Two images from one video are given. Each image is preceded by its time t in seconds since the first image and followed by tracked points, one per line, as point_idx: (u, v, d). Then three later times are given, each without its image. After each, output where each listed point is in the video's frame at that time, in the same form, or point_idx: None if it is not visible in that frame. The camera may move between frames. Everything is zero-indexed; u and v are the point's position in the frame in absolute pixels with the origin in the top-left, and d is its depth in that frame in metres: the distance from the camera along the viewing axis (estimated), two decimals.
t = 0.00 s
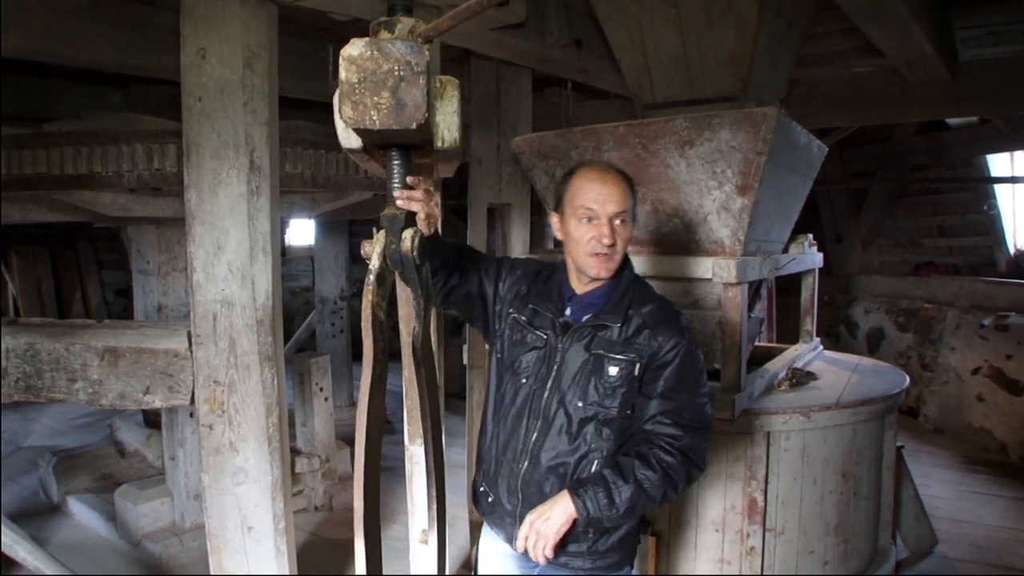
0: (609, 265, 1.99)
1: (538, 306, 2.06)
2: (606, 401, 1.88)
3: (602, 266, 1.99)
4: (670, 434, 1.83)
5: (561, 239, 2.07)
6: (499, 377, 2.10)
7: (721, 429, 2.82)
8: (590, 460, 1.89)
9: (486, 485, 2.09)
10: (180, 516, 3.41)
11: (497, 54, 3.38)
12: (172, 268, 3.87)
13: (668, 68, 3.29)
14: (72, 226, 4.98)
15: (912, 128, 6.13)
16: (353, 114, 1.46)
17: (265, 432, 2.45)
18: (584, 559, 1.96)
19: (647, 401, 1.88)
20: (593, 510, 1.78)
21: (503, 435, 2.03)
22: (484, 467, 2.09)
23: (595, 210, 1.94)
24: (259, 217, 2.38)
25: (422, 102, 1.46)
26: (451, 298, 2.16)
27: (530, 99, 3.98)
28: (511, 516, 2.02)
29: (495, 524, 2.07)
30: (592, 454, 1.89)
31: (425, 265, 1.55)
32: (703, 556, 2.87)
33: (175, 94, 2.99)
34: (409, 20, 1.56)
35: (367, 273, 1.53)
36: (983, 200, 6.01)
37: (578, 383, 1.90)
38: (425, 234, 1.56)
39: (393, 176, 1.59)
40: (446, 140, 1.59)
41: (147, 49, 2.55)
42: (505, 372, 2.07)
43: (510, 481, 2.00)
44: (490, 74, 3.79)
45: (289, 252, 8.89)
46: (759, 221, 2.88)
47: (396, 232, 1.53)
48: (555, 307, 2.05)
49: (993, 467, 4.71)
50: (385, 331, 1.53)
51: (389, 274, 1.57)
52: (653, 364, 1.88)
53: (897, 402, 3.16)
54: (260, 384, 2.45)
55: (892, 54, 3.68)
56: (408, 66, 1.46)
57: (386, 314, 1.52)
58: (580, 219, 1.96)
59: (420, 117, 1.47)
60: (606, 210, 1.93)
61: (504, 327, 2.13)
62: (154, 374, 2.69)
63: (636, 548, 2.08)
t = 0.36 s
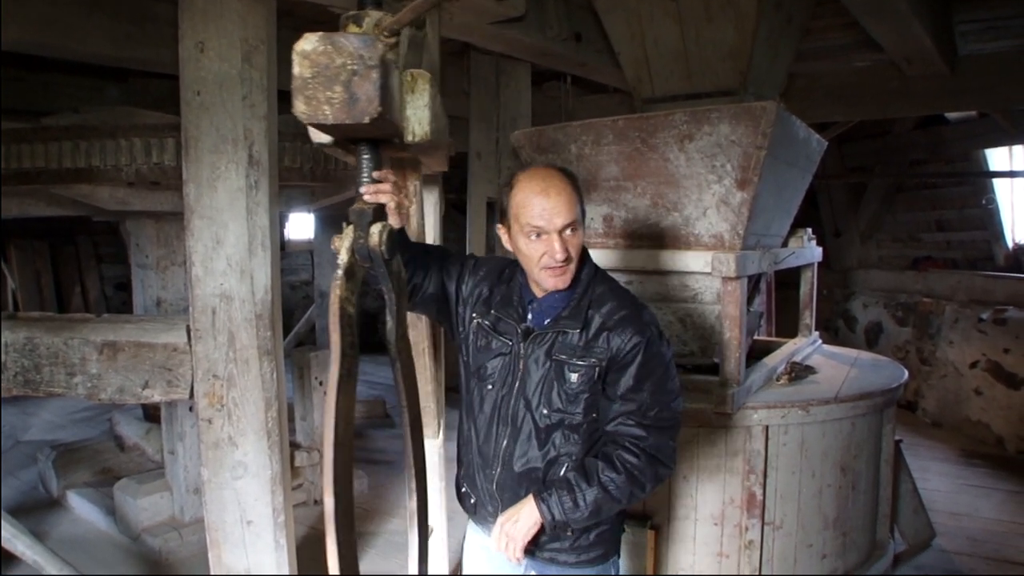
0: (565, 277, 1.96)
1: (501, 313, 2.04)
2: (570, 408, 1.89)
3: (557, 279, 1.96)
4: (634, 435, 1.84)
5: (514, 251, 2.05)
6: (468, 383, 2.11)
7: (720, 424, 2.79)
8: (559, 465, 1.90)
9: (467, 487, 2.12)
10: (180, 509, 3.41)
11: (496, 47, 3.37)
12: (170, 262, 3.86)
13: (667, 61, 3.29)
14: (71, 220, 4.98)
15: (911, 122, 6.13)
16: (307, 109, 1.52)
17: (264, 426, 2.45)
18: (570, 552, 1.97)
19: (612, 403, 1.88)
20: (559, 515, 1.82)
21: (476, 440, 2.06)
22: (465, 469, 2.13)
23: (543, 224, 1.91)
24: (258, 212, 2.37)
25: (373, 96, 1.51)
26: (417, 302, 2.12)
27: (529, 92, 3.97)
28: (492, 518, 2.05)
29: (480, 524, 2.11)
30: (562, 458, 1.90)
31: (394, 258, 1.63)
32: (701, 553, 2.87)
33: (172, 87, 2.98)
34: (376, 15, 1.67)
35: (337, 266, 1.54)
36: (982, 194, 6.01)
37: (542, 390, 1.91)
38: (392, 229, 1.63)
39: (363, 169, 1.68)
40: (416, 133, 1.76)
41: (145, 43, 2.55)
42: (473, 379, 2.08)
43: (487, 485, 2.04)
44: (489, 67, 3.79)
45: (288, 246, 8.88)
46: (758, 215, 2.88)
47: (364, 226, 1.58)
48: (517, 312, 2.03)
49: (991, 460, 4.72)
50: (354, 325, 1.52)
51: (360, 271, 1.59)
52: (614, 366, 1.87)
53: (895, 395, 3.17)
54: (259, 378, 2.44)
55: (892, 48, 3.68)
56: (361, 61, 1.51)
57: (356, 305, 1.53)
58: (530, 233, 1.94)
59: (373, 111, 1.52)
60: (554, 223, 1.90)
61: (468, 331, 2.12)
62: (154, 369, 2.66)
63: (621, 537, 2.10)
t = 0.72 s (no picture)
0: (518, 270, 1.95)
1: (480, 305, 2.03)
2: (559, 395, 1.91)
3: (510, 270, 1.96)
4: (624, 417, 1.89)
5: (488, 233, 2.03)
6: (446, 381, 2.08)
7: (721, 418, 2.79)
8: (551, 453, 1.92)
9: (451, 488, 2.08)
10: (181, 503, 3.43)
11: (500, 42, 3.35)
12: (172, 256, 3.89)
13: (671, 57, 3.27)
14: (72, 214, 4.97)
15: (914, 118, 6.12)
16: (214, 108, 1.24)
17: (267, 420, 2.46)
18: (561, 542, 2.00)
19: (599, 386, 1.92)
20: (559, 502, 1.82)
21: (460, 437, 2.04)
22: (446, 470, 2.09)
23: (495, 219, 1.87)
24: (261, 205, 2.41)
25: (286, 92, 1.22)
26: (393, 302, 2.00)
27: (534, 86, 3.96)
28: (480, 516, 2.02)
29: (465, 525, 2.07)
30: (552, 446, 1.92)
31: (334, 258, 1.42)
32: (704, 548, 2.84)
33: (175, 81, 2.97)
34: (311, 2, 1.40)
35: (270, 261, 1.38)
36: (984, 190, 6.01)
37: (530, 380, 1.93)
38: (332, 223, 1.45)
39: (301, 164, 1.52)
40: (358, 127, 1.50)
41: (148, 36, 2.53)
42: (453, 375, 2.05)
43: (474, 482, 2.01)
44: (493, 62, 3.77)
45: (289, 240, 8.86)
46: (762, 211, 2.87)
47: (300, 223, 1.42)
48: (496, 305, 2.03)
49: (992, 457, 4.73)
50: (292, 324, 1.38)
51: (298, 269, 1.42)
52: (600, 350, 1.91)
53: (898, 392, 3.16)
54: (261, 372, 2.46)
55: (896, 45, 3.67)
56: (266, 55, 1.21)
57: (294, 307, 1.37)
58: (484, 225, 1.91)
59: (280, 108, 1.23)
60: (505, 220, 1.86)
61: (445, 328, 2.07)
62: (156, 362, 2.75)
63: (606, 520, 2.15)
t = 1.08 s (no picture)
0: (489, 253, 1.98)
1: (458, 287, 2.06)
2: (541, 370, 1.96)
3: (480, 253, 1.98)
4: (602, 391, 1.99)
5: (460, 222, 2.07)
6: (422, 364, 2.08)
7: (745, 414, 2.76)
8: (532, 429, 1.98)
9: (427, 471, 2.08)
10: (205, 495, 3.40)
11: (523, 34, 3.33)
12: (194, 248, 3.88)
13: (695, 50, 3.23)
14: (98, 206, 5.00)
15: (938, 115, 6.06)
16: (148, 104, 1.30)
17: (289, 413, 2.48)
18: (539, 520, 2.06)
19: (576, 365, 2.01)
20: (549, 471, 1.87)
21: (437, 419, 2.04)
22: (421, 453, 2.09)
23: (468, 201, 1.93)
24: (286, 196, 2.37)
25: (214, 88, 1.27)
26: (363, 291, 2.10)
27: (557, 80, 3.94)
28: (459, 495, 2.03)
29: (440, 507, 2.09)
30: (532, 423, 1.97)
31: (291, 250, 1.56)
32: (726, 545, 2.82)
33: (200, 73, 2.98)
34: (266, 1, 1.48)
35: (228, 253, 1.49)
36: (1009, 188, 5.93)
37: (511, 358, 1.96)
38: (292, 218, 1.57)
39: (263, 159, 1.61)
40: (318, 121, 1.60)
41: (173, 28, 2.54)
42: (430, 358, 2.06)
43: (454, 463, 2.02)
44: (515, 55, 3.76)
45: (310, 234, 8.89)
46: (787, 206, 2.85)
47: (259, 215, 1.54)
48: (473, 286, 2.06)
49: (1016, 457, 4.68)
50: (246, 314, 1.52)
51: (258, 263, 1.53)
52: (578, 329, 2.00)
53: (923, 390, 3.13)
54: (284, 364, 2.47)
55: (924, 39, 3.62)
56: (191, 52, 1.26)
57: (248, 298, 1.50)
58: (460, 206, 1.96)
59: (207, 103, 1.28)
60: (478, 203, 1.91)
61: (421, 313, 2.10)
62: (179, 353, 2.67)
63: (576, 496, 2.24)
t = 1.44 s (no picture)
0: (512, 240, 2.09)
1: (483, 273, 2.13)
2: (564, 353, 2.04)
3: (505, 239, 2.09)
4: (615, 371, 2.04)
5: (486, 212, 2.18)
6: (447, 350, 2.15)
7: (787, 408, 2.74)
8: (555, 410, 2.05)
9: (452, 454, 2.14)
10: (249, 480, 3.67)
11: (565, 27, 3.34)
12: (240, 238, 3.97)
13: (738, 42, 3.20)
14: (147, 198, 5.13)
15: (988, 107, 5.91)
16: (129, 102, 1.38)
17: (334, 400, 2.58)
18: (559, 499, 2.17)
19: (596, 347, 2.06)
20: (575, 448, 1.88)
21: (463, 402, 2.11)
22: (444, 436, 2.15)
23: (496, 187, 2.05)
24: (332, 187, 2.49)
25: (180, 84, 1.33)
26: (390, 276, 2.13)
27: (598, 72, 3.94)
28: (484, 476, 2.11)
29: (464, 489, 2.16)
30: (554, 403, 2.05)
31: (279, 240, 1.60)
32: (765, 540, 2.81)
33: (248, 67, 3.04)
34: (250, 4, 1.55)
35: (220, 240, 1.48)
36: None
37: (536, 341, 2.05)
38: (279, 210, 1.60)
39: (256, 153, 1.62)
40: (307, 116, 1.65)
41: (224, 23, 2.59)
42: (456, 343, 2.13)
43: (479, 445, 2.09)
44: (557, 48, 3.76)
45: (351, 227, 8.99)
46: (832, 199, 2.82)
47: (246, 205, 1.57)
48: (497, 272, 2.13)
49: None
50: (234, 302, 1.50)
51: (249, 249, 1.53)
52: (598, 312, 2.07)
53: (970, 387, 3.08)
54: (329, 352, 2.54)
55: (975, 30, 3.54)
56: (165, 54, 1.33)
57: (238, 284, 1.49)
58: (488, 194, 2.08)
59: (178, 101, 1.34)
60: (505, 189, 2.03)
61: (446, 299, 2.17)
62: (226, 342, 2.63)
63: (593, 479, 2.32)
